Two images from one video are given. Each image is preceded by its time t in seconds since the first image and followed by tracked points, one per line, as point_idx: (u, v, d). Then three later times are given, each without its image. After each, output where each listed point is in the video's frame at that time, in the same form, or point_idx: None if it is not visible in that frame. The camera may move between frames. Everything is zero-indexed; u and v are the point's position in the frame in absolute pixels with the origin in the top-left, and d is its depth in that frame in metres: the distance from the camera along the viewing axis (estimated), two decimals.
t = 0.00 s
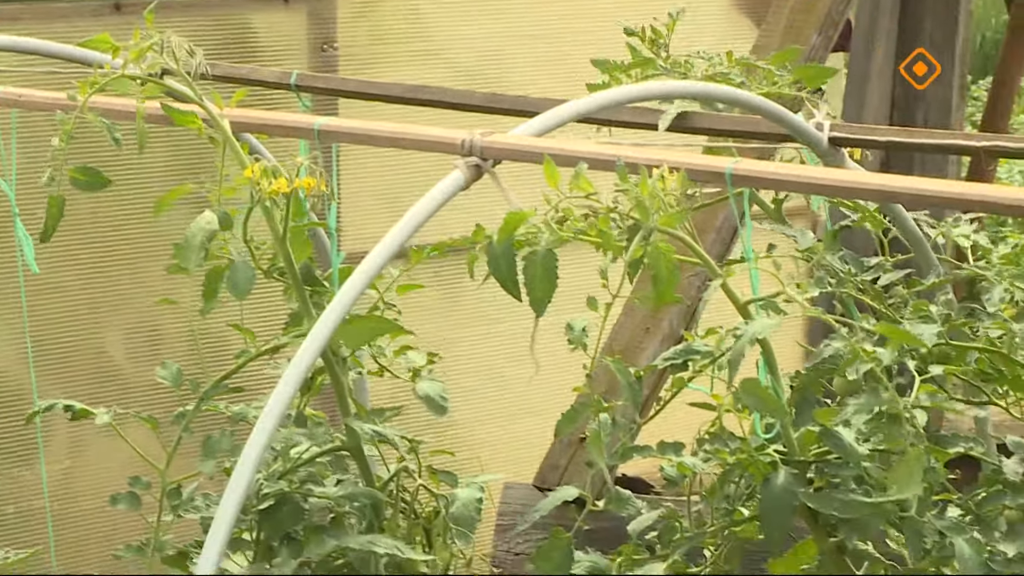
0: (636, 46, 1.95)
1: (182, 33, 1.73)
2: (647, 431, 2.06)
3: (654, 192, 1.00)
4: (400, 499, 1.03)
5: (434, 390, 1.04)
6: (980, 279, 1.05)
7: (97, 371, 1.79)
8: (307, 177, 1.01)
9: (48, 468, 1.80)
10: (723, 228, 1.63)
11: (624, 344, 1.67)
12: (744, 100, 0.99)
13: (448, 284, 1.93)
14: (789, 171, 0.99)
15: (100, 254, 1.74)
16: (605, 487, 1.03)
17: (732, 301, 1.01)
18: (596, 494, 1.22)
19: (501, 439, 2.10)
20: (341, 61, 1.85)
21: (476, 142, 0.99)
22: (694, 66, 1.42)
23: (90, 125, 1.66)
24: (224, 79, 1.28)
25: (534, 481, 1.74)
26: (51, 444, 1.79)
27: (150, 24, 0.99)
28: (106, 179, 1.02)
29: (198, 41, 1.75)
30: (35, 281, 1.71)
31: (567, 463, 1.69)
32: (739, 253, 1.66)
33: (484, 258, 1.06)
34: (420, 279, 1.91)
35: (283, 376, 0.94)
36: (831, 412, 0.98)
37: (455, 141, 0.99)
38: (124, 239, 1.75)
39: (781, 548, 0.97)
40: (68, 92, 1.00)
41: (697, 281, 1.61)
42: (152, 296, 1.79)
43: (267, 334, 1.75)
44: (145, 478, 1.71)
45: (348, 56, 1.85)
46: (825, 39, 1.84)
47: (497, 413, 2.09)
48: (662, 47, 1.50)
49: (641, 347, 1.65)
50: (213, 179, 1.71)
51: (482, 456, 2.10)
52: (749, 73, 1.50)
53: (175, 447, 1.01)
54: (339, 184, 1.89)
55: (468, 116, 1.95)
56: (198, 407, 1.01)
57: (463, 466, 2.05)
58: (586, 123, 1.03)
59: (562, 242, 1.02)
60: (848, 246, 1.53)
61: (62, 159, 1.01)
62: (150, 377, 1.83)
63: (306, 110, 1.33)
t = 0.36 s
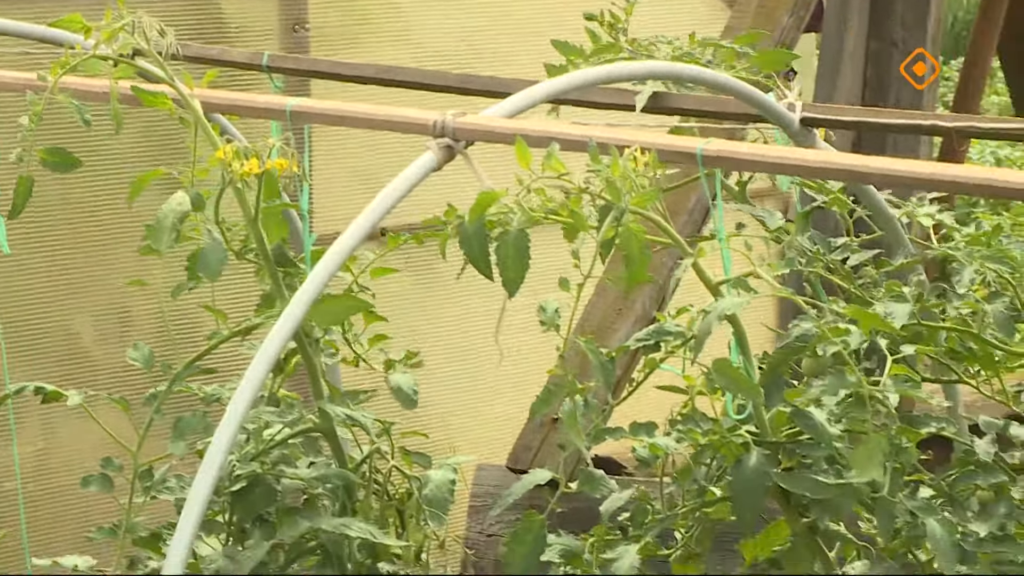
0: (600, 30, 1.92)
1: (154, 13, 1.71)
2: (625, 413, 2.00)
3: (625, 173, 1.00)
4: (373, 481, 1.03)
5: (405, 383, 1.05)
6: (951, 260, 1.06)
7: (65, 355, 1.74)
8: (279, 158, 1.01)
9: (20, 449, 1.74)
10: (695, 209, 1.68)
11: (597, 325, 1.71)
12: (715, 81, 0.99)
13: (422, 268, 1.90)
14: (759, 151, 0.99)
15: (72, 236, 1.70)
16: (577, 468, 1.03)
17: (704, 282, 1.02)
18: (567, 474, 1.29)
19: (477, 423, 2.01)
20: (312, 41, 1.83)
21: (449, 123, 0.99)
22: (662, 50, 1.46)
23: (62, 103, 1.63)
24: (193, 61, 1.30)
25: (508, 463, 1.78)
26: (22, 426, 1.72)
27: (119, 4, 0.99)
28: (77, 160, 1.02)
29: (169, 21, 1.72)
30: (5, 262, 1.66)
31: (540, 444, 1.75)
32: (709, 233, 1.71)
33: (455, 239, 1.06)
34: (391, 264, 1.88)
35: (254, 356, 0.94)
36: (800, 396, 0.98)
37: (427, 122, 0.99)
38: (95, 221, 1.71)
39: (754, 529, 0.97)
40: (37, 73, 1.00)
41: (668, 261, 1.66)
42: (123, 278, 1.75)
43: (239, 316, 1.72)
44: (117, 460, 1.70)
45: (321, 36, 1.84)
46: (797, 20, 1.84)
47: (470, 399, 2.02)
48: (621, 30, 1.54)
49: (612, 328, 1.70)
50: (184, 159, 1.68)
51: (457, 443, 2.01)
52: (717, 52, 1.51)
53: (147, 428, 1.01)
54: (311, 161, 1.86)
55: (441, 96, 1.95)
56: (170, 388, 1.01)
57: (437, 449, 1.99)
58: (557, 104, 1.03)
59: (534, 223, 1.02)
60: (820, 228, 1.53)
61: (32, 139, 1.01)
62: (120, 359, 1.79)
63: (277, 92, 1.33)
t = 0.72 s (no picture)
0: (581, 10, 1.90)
1: None
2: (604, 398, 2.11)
3: (604, 159, 1.00)
4: (351, 468, 1.02)
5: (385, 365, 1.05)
6: (930, 247, 1.06)
7: (42, 339, 1.78)
8: (258, 145, 1.00)
9: None
10: (673, 197, 1.60)
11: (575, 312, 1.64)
12: (693, 69, 0.99)
13: (395, 249, 1.98)
14: (738, 139, 0.99)
15: (51, 221, 1.73)
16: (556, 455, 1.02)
17: (682, 268, 1.02)
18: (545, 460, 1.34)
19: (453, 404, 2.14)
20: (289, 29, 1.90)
21: (427, 110, 0.99)
22: (645, 35, 1.46)
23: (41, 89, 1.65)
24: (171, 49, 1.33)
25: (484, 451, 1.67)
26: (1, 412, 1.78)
27: None
28: (57, 147, 1.02)
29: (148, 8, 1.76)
30: None
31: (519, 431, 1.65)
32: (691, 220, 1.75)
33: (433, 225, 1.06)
34: (367, 249, 1.95)
35: (234, 342, 0.94)
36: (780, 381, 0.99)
37: (406, 109, 0.99)
38: (74, 206, 1.74)
39: (732, 516, 0.97)
40: (16, 60, 0.99)
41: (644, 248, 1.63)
42: (102, 265, 1.79)
43: (218, 302, 1.76)
44: (97, 446, 1.73)
45: (299, 23, 1.91)
46: (775, 6, 1.79)
47: (449, 381, 2.13)
48: (608, 13, 1.52)
49: (591, 314, 1.63)
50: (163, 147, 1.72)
51: (431, 424, 2.13)
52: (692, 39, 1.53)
53: (126, 416, 1.00)
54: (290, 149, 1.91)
55: (421, 83, 1.99)
56: (149, 375, 1.00)
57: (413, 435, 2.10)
58: (537, 91, 1.03)
59: (514, 210, 1.02)
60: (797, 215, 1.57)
61: (10, 126, 1.01)
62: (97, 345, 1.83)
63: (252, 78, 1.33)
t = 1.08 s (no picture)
0: None
1: None
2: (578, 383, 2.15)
3: (577, 146, 1.00)
4: (325, 455, 1.02)
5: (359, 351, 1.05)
6: (903, 234, 1.06)
7: (15, 327, 1.77)
8: (230, 132, 1.00)
9: None
10: (645, 183, 1.64)
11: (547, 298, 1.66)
12: (668, 56, 0.99)
13: (373, 238, 1.98)
14: (711, 125, 0.99)
15: (24, 209, 1.74)
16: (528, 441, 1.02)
17: (655, 254, 1.01)
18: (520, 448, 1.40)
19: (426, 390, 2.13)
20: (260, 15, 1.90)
21: (400, 96, 0.99)
22: (619, 22, 1.47)
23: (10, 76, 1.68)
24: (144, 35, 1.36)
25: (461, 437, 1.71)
26: None
27: None
28: (29, 134, 1.02)
29: None
30: None
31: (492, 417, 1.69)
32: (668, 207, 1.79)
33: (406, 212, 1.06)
34: (342, 234, 1.94)
35: (206, 329, 0.93)
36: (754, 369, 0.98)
37: (379, 96, 0.98)
38: (46, 193, 1.75)
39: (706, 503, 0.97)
40: None
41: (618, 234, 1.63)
42: (76, 253, 1.79)
43: (190, 288, 1.76)
44: (68, 433, 1.70)
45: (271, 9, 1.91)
46: None
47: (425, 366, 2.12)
48: None
49: (562, 300, 1.65)
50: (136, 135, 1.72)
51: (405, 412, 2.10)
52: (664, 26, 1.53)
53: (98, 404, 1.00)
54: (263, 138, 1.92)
55: (400, 73, 2.00)
56: (121, 363, 1.00)
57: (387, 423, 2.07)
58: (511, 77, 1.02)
59: (486, 197, 1.02)
60: (773, 203, 1.60)
61: None
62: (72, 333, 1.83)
63: (226, 65, 1.35)
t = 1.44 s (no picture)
0: None
1: None
2: (554, 373, 1.93)
3: (551, 136, 1.00)
4: (297, 445, 1.02)
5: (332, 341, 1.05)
6: (876, 223, 1.06)
7: None
8: (203, 122, 1.00)
9: None
10: (619, 174, 1.59)
11: (522, 288, 1.59)
12: (641, 45, 0.99)
13: (347, 227, 1.82)
14: (684, 116, 0.98)
15: None
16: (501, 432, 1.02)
17: (629, 245, 1.01)
18: (493, 440, 1.47)
19: (404, 381, 1.95)
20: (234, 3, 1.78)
21: (372, 86, 0.98)
22: (592, 13, 1.47)
23: None
24: (117, 24, 1.37)
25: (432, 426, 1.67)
26: None
27: None
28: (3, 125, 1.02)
29: None
30: None
31: (466, 408, 1.64)
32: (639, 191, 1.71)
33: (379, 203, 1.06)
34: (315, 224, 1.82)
35: (177, 321, 0.93)
36: (728, 359, 0.98)
37: (351, 86, 0.98)
38: (14, 183, 1.63)
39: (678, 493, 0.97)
40: None
41: (594, 224, 1.57)
42: (47, 244, 1.68)
43: (164, 281, 1.68)
44: (40, 425, 1.65)
45: None
46: None
47: (406, 356, 1.95)
48: None
49: (538, 291, 1.58)
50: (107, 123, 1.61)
51: (382, 403, 1.94)
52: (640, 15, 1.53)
53: (71, 394, 1.01)
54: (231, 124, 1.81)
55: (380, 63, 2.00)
56: (94, 353, 1.00)
57: (360, 413, 1.92)
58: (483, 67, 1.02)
59: (461, 186, 1.01)
60: (747, 192, 1.48)
61: None
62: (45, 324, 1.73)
63: (200, 54, 1.36)
